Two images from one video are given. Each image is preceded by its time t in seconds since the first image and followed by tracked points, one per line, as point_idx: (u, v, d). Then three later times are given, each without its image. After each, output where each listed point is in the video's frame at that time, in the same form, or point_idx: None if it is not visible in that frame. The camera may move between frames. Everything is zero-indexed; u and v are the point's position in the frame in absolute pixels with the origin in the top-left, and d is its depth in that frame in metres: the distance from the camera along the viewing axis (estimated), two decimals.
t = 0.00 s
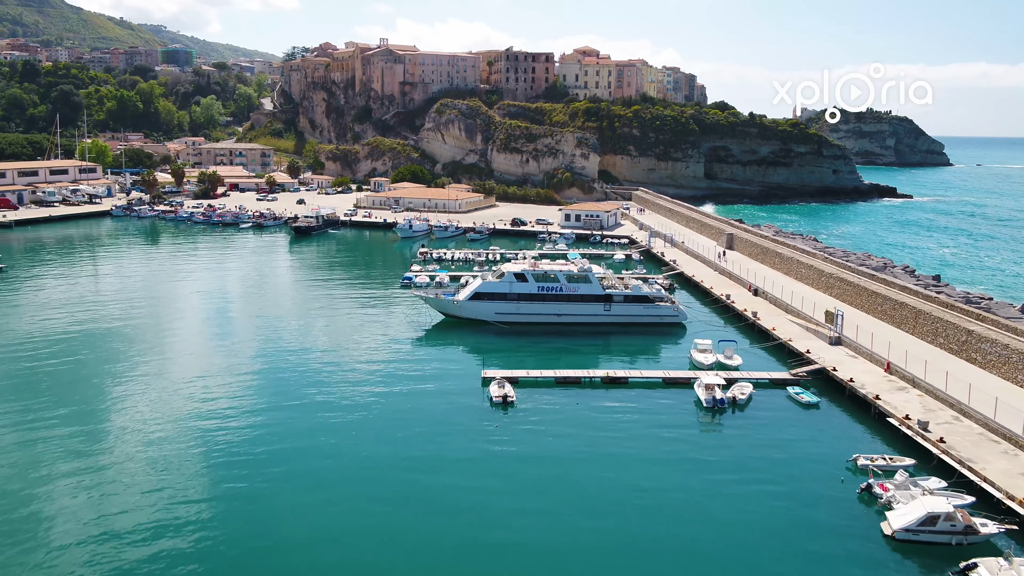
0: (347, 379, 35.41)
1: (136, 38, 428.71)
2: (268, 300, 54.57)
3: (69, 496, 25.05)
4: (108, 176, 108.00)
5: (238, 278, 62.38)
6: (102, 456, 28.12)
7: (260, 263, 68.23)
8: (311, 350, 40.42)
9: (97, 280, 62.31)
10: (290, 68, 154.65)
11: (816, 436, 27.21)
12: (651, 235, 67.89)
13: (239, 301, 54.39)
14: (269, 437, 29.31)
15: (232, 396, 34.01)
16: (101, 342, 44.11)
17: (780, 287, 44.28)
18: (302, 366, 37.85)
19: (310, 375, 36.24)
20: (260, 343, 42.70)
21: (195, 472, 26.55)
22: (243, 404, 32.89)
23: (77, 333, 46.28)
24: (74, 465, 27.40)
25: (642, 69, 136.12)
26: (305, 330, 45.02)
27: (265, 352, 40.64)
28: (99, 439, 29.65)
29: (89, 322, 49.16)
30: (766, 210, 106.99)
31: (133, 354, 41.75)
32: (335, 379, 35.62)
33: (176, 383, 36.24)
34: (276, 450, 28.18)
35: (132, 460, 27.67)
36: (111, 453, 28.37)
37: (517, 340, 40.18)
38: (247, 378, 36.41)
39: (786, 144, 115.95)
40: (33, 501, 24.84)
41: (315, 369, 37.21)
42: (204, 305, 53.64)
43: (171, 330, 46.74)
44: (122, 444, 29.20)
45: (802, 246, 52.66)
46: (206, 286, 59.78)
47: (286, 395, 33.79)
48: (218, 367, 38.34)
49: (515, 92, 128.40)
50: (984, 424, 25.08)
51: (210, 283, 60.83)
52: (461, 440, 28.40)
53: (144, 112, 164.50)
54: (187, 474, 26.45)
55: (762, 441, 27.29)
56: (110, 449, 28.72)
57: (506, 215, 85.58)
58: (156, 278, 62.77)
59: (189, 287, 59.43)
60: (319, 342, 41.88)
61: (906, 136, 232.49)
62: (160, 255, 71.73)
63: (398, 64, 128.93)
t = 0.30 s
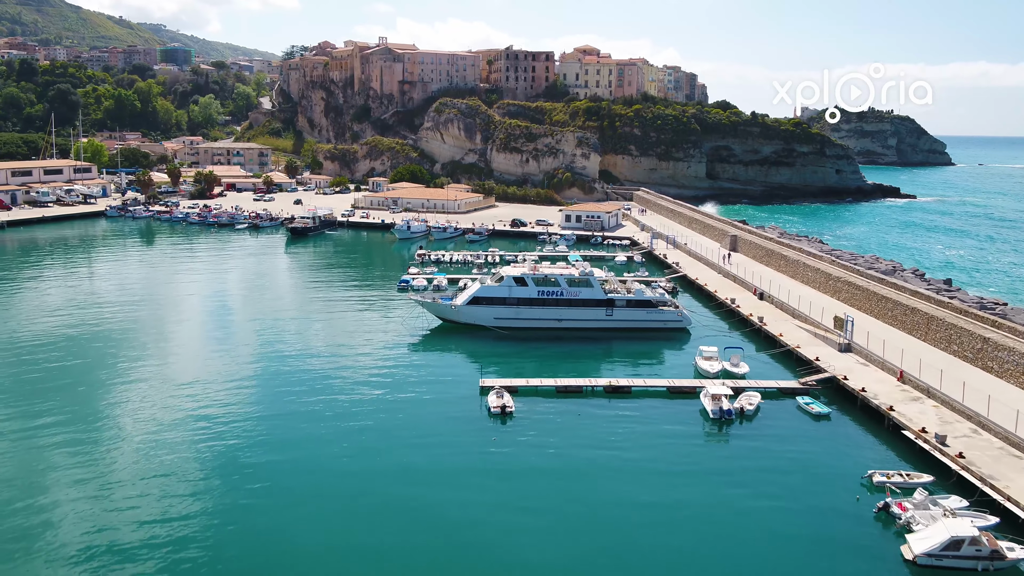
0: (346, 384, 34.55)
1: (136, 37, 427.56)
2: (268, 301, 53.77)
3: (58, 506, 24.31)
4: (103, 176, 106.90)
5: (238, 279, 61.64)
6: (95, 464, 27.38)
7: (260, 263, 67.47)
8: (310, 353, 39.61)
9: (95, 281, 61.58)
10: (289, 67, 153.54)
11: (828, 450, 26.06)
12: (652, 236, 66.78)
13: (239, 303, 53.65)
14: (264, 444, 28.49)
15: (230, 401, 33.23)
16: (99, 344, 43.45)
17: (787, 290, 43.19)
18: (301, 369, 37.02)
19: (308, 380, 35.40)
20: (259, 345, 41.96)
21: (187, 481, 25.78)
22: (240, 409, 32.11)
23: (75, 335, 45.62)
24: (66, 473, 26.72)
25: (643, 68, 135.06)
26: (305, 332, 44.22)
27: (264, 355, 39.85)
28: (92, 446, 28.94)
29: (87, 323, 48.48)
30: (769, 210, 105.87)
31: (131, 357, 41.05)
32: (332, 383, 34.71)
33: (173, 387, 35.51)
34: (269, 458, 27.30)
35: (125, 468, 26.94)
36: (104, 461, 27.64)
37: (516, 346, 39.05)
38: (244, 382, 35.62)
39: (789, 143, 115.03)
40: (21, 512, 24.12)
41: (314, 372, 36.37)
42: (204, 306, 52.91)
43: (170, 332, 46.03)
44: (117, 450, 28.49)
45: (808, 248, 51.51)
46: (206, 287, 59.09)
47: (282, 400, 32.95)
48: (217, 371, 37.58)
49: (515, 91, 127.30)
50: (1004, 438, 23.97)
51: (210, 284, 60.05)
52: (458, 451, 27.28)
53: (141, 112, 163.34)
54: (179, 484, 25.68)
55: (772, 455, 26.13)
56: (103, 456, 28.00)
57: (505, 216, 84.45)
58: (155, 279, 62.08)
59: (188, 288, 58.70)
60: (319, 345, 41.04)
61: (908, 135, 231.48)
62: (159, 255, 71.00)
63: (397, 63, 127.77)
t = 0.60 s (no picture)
0: (344, 390, 33.65)
1: (135, 35, 426.00)
2: (267, 302, 52.94)
3: (47, 517, 23.55)
4: (99, 176, 105.82)
5: (238, 280, 60.81)
6: (87, 472, 26.60)
7: (260, 263, 66.64)
8: (309, 357, 38.75)
9: (94, 281, 60.81)
10: (287, 66, 152.39)
11: (842, 464, 24.94)
12: (654, 237, 65.69)
13: (239, 304, 52.88)
14: (259, 452, 27.67)
15: (227, 406, 32.42)
16: (96, 346, 42.73)
17: (793, 294, 42.16)
18: (299, 373, 36.16)
19: (306, 385, 34.50)
20: (259, 348, 41.15)
21: (179, 491, 24.96)
22: (237, 415, 31.28)
23: (72, 336, 44.89)
24: (63, 479, 26.07)
25: (644, 66, 134.10)
26: (305, 335, 43.37)
27: (263, 358, 39.03)
28: (85, 452, 28.17)
29: (86, 324, 47.78)
30: (771, 211, 104.80)
31: (128, 359, 40.30)
32: (329, 389, 33.79)
33: (170, 392, 34.71)
34: (262, 468, 26.42)
35: (117, 477, 26.15)
36: (96, 469, 26.85)
37: (515, 351, 37.93)
38: (242, 386, 34.82)
39: (791, 143, 114.03)
40: (8, 522, 23.36)
41: (312, 377, 35.49)
42: (203, 307, 52.12)
43: (169, 334, 45.26)
44: (111, 457, 27.73)
45: (814, 250, 50.41)
46: (205, 288, 58.32)
47: (279, 406, 32.08)
48: (214, 375, 36.76)
49: (515, 90, 126.20)
50: None
51: (210, 285, 59.22)
52: (455, 462, 26.22)
53: (139, 111, 162.14)
54: (171, 494, 24.85)
55: (782, 468, 25.03)
56: (96, 464, 27.22)
57: (504, 216, 83.40)
58: (155, 279, 61.43)
59: (188, 289, 57.88)
60: (318, 349, 40.15)
61: (910, 135, 230.17)
62: (158, 255, 70.21)
63: (396, 61, 126.54)
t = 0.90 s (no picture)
0: (341, 395, 32.72)
1: (134, 34, 424.65)
2: (265, 304, 52.10)
3: (44, 526, 22.91)
4: (95, 176, 104.82)
5: (238, 280, 60.02)
6: (79, 480, 25.85)
7: (260, 264, 65.80)
8: (307, 361, 37.86)
9: (92, 281, 60.15)
10: (286, 64, 151.29)
11: (857, 479, 23.86)
12: (657, 238, 64.53)
13: (237, 305, 52.05)
14: (253, 460, 26.83)
15: (223, 411, 31.61)
16: (92, 348, 41.97)
17: (800, 298, 41.11)
18: (296, 378, 35.25)
19: (302, 389, 33.62)
20: (257, 350, 40.29)
21: (169, 502, 24.15)
22: (233, 421, 30.44)
23: (68, 338, 44.12)
24: (60, 486, 25.43)
25: (645, 65, 133.13)
26: (305, 337, 42.57)
27: (261, 362, 38.16)
28: (76, 460, 27.34)
29: (83, 326, 47.04)
30: (774, 211, 103.68)
31: (125, 362, 39.51)
32: (325, 394, 32.86)
33: (165, 396, 33.88)
34: (255, 478, 25.57)
35: (109, 486, 25.40)
36: (87, 477, 26.08)
37: (515, 358, 36.80)
38: (239, 391, 33.99)
39: (794, 142, 112.90)
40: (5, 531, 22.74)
41: (308, 381, 34.59)
42: (202, 309, 51.34)
43: (167, 336, 44.49)
44: (109, 463, 27.10)
45: (821, 252, 49.31)
46: (203, 288, 57.51)
47: (275, 411, 31.25)
48: (211, 379, 35.94)
49: (515, 89, 125.01)
50: None
51: (209, 286, 58.47)
52: (452, 475, 25.15)
53: (137, 109, 160.99)
54: (163, 505, 24.05)
55: (794, 482, 23.93)
56: (90, 471, 26.49)
57: (504, 216, 82.33)
58: (154, 279, 60.76)
59: (186, 290, 57.10)
60: (316, 352, 39.25)
61: (912, 134, 229.02)
62: (157, 256, 69.47)
63: (395, 60, 125.38)
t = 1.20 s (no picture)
0: (338, 400, 31.74)
1: (133, 33, 422.88)
2: (264, 305, 51.22)
3: (42, 532, 22.25)
4: (91, 175, 103.75)
5: (237, 281, 59.11)
6: (79, 483, 25.18)
7: (259, 265, 64.89)
8: (305, 365, 36.87)
9: (89, 282, 59.26)
10: (285, 63, 150.17)
11: (873, 495, 22.78)
12: (659, 240, 63.40)
13: (237, 305, 51.31)
14: (250, 468, 25.96)
15: (218, 416, 30.65)
16: (89, 349, 41.16)
17: (807, 302, 40.09)
18: (292, 383, 34.22)
19: (296, 395, 32.58)
20: (255, 353, 39.36)
21: (159, 512, 23.16)
22: (227, 427, 29.46)
23: (63, 340, 43.23)
24: (59, 490, 24.78)
25: (646, 63, 132.14)
26: (303, 339, 41.63)
27: (259, 365, 37.19)
28: (65, 468, 26.37)
29: (79, 328, 46.11)
30: (776, 211, 102.62)
31: (120, 365, 38.61)
32: (320, 401, 31.79)
33: (160, 400, 32.94)
34: (247, 489, 24.51)
35: (98, 494, 24.43)
36: (75, 485, 25.09)
37: (515, 364, 35.69)
38: (236, 395, 33.06)
39: (797, 141, 111.62)
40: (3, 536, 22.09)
41: (304, 387, 33.56)
42: (200, 310, 50.43)
43: (163, 338, 43.60)
44: (109, 466, 26.44)
45: (828, 254, 48.25)
46: (201, 289, 56.58)
47: (270, 418, 30.24)
48: (207, 383, 34.99)
49: (515, 88, 123.85)
50: None
51: (207, 286, 57.57)
52: (450, 488, 24.06)
53: (135, 108, 159.77)
54: (152, 515, 23.05)
55: (808, 498, 22.82)
56: (89, 474, 25.82)
57: (504, 216, 81.09)
58: (154, 278, 60.11)
59: (184, 291, 56.21)
60: (313, 356, 38.27)
61: (914, 134, 228.02)
62: (155, 256, 68.54)
63: (395, 58, 124.24)
